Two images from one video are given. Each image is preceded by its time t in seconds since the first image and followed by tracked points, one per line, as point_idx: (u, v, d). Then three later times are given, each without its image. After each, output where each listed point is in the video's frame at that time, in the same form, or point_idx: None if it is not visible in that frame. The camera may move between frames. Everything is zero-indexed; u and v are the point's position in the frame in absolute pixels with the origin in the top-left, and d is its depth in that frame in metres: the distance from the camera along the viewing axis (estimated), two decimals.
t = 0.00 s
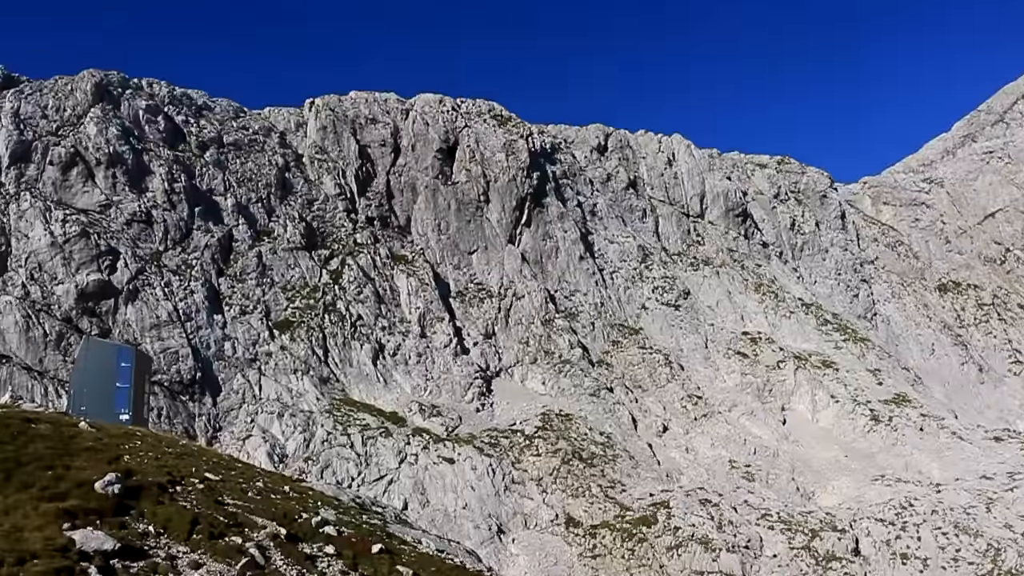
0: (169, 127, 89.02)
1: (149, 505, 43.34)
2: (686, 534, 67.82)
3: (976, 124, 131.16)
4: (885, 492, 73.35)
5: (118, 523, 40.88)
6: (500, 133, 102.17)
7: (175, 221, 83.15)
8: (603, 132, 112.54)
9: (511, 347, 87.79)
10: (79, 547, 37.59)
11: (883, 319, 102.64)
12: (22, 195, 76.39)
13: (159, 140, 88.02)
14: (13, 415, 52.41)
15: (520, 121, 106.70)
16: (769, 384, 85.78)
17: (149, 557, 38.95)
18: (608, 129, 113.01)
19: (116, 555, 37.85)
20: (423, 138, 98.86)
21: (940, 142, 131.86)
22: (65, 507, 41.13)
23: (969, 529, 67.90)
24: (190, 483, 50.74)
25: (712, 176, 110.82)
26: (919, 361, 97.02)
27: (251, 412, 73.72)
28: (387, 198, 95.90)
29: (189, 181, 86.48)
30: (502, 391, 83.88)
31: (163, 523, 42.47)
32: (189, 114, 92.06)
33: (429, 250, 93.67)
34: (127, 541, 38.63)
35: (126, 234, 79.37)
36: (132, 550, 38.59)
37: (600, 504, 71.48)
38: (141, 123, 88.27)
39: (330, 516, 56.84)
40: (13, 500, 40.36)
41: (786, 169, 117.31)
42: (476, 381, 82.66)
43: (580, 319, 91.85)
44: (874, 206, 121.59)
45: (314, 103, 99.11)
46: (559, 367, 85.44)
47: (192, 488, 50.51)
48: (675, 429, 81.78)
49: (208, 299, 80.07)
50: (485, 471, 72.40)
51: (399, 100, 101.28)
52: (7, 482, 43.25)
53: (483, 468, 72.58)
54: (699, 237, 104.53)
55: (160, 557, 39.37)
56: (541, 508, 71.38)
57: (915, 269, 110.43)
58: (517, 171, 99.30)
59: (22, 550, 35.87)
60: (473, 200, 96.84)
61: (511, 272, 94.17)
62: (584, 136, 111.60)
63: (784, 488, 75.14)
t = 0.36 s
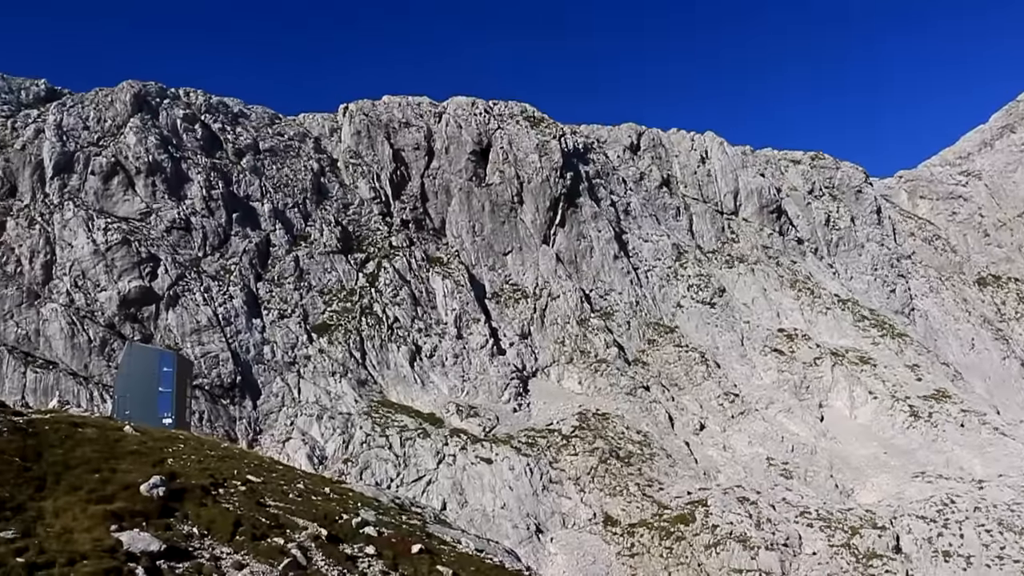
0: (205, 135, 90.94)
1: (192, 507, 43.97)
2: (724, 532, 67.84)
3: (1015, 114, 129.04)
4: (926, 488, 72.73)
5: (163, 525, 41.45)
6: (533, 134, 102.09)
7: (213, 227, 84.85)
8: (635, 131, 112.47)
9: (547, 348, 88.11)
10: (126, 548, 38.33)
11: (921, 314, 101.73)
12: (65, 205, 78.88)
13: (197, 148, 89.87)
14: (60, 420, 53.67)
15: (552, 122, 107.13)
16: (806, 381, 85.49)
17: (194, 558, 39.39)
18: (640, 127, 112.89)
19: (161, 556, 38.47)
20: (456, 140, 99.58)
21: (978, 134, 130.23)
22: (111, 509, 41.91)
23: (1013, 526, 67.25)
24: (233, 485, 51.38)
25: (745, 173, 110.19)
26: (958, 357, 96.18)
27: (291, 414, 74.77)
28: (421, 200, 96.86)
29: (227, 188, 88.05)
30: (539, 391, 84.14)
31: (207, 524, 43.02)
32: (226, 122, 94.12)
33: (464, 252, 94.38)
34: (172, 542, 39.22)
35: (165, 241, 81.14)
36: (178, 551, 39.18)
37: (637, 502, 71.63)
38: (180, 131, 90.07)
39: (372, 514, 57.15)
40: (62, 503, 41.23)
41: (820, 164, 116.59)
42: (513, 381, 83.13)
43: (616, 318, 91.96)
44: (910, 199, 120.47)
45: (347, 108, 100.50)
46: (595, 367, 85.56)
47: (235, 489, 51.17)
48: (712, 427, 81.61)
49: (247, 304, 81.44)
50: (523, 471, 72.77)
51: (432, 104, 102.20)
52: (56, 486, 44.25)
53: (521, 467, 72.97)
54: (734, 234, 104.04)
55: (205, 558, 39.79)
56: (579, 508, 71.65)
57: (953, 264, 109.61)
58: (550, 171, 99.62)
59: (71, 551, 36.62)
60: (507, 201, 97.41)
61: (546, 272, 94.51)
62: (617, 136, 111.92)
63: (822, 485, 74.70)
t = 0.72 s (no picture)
0: (242, 142, 92.45)
1: (235, 510, 44.22)
2: (765, 532, 67.38)
3: None
4: (972, 488, 71.51)
5: (206, 528, 41.82)
6: (566, 135, 102.75)
7: (250, 233, 86.23)
8: (669, 130, 112.05)
9: (584, 348, 87.96)
10: (170, 551, 38.67)
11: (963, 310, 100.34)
12: (106, 214, 80.41)
13: (234, 154, 91.26)
14: (104, 424, 54.48)
15: (585, 123, 107.23)
16: (846, 378, 84.54)
17: (237, 560, 39.61)
18: (674, 126, 112.45)
19: (205, 558, 38.68)
20: (490, 142, 100.46)
21: (1019, 125, 128.16)
22: (156, 512, 42.35)
23: None
24: (274, 488, 51.64)
25: (781, 170, 109.25)
26: (1002, 353, 94.74)
27: (330, 417, 75.43)
28: (456, 203, 97.49)
29: (264, 194, 89.49)
30: (576, 392, 83.99)
31: (249, 527, 43.21)
32: (261, 129, 95.57)
33: (500, 254, 94.71)
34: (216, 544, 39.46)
35: (204, 247, 82.59)
36: (221, 553, 39.38)
37: (677, 502, 71.30)
38: (217, 139, 91.40)
39: (412, 515, 57.11)
40: (108, 507, 41.75)
41: (857, 159, 115.56)
42: (550, 382, 83.15)
43: (652, 318, 91.62)
44: (950, 193, 118.78)
45: (381, 113, 101.46)
46: (632, 367, 85.23)
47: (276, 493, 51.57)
48: (751, 427, 80.93)
49: (285, 309, 82.52)
50: (561, 472, 72.71)
51: (465, 107, 103.30)
52: (102, 490, 44.84)
53: (559, 468, 72.92)
54: (770, 231, 103.09)
55: (247, 560, 40.00)
56: (618, 508, 71.45)
57: (996, 258, 107.99)
58: (584, 172, 99.66)
59: (118, 554, 37.02)
60: (542, 203, 97.71)
61: (582, 273, 94.43)
62: (651, 135, 111.55)
63: (864, 485, 73.79)
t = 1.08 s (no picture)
0: (278, 148, 93.54)
1: (276, 511, 44.52)
2: (806, 533, 66.79)
3: None
4: (1019, 488, 70.21)
5: (249, 529, 42.23)
6: (601, 135, 102.79)
7: (288, 238, 87.07)
8: (705, 128, 111.54)
9: (622, 348, 87.73)
10: (214, 552, 38.94)
11: (1007, 306, 98.96)
12: (147, 220, 82.01)
13: (271, 160, 92.36)
14: (148, 429, 55.33)
15: (620, 122, 107.14)
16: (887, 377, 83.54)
17: (279, 561, 39.77)
18: (710, 124, 111.90)
19: (248, 560, 38.79)
20: (525, 143, 101.25)
21: None
22: (199, 514, 42.85)
23: None
24: (314, 490, 51.93)
25: (818, 166, 108.22)
26: None
27: (369, 419, 75.98)
28: (492, 205, 97.91)
29: (301, 199, 90.39)
30: (614, 393, 83.76)
31: (291, 528, 43.48)
32: (297, 134, 96.81)
33: (536, 255, 94.89)
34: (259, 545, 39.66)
35: (243, 252, 83.68)
36: (264, 554, 39.53)
37: (716, 503, 70.91)
38: (254, 145, 92.56)
39: (451, 516, 57.05)
40: (153, 509, 42.34)
41: (896, 154, 114.49)
42: (588, 383, 83.03)
43: (690, 317, 91.10)
44: (993, 187, 117.06)
45: (416, 116, 102.21)
46: (670, 367, 84.87)
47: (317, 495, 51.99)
48: (791, 426, 80.22)
49: (323, 312, 83.43)
50: (600, 473, 72.59)
51: (500, 108, 104.50)
52: (146, 493, 45.58)
53: (597, 469, 72.81)
54: (808, 229, 102.12)
55: (289, 562, 40.16)
56: (657, 509, 71.18)
57: None
58: (620, 171, 99.58)
59: (164, 554, 37.48)
60: (578, 203, 97.89)
61: (619, 273, 94.29)
62: (686, 133, 111.09)
63: (907, 485, 72.84)
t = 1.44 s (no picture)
0: (319, 151, 94.97)
1: (320, 512, 44.69)
2: (852, 532, 65.89)
3: None
4: None
5: (294, 530, 42.58)
6: (639, 133, 102.53)
7: (329, 240, 88.21)
8: (744, 124, 110.94)
9: (663, 347, 87.37)
10: (260, 553, 39.11)
11: None
12: (190, 225, 83.71)
13: (311, 163, 93.57)
14: (193, 430, 56.16)
15: (659, 120, 106.91)
16: (934, 373, 82.39)
17: (324, 561, 39.78)
18: (749, 120, 111.22)
19: (294, 560, 38.86)
20: (563, 143, 101.53)
21: None
22: (246, 515, 43.23)
23: None
24: (357, 491, 52.14)
25: (860, 161, 107.05)
26: None
27: (410, 420, 76.62)
28: (531, 205, 98.35)
29: (341, 202, 91.42)
30: (656, 392, 83.27)
31: (336, 529, 43.77)
32: (336, 138, 98.00)
33: (576, 255, 94.85)
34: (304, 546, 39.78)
35: (284, 255, 85.08)
36: (309, 554, 39.60)
37: (760, 502, 70.31)
38: (294, 149, 93.86)
39: (494, 516, 56.97)
40: (200, 510, 42.73)
41: (940, 147, 113.25)
42: (629, 382, 82.71)
43: (732, 315, 90.26)
44: None
45: (454, 118, 102.99)
46: (712, 365, 84.29)
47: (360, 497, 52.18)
48: (835, 424, 79.36)
49: (364, 314, 84.59)
50: (642, 472, 72.36)
51: (538, 108, 104.87)
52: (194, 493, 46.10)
53: (640, 468, 72.61)
54: (851, 224, 100.78)
55: (334, 561, 40.15)
56: (700, 508, 70.66)
57: None
58: (659, 169, 99.47)
59: (212, 554, 37.73)
60: (617, 202, 97.97)
61: (659, 271, 93.73)
62: (725, 130, 110.79)
63: (956, 483, 71.59)
